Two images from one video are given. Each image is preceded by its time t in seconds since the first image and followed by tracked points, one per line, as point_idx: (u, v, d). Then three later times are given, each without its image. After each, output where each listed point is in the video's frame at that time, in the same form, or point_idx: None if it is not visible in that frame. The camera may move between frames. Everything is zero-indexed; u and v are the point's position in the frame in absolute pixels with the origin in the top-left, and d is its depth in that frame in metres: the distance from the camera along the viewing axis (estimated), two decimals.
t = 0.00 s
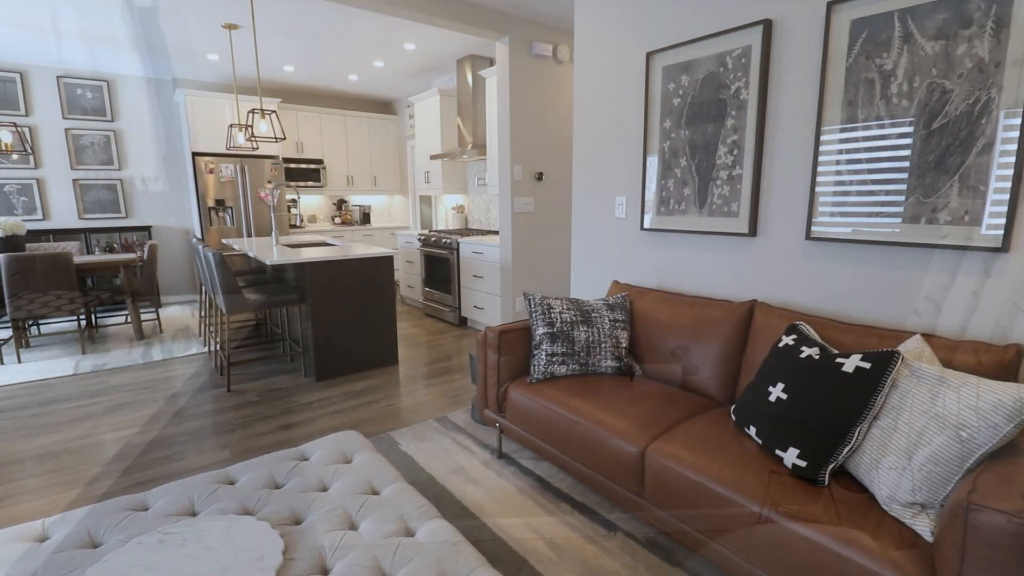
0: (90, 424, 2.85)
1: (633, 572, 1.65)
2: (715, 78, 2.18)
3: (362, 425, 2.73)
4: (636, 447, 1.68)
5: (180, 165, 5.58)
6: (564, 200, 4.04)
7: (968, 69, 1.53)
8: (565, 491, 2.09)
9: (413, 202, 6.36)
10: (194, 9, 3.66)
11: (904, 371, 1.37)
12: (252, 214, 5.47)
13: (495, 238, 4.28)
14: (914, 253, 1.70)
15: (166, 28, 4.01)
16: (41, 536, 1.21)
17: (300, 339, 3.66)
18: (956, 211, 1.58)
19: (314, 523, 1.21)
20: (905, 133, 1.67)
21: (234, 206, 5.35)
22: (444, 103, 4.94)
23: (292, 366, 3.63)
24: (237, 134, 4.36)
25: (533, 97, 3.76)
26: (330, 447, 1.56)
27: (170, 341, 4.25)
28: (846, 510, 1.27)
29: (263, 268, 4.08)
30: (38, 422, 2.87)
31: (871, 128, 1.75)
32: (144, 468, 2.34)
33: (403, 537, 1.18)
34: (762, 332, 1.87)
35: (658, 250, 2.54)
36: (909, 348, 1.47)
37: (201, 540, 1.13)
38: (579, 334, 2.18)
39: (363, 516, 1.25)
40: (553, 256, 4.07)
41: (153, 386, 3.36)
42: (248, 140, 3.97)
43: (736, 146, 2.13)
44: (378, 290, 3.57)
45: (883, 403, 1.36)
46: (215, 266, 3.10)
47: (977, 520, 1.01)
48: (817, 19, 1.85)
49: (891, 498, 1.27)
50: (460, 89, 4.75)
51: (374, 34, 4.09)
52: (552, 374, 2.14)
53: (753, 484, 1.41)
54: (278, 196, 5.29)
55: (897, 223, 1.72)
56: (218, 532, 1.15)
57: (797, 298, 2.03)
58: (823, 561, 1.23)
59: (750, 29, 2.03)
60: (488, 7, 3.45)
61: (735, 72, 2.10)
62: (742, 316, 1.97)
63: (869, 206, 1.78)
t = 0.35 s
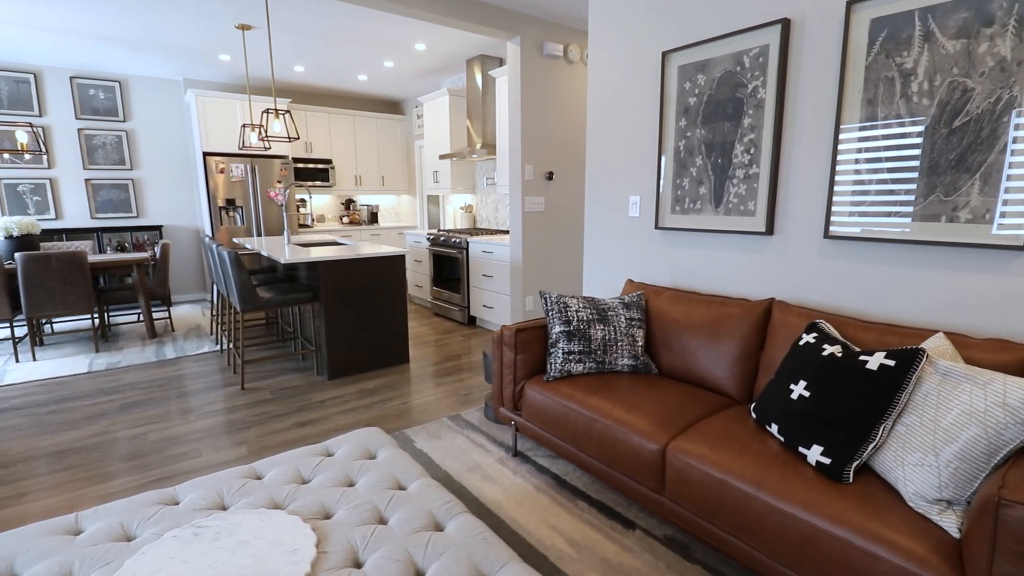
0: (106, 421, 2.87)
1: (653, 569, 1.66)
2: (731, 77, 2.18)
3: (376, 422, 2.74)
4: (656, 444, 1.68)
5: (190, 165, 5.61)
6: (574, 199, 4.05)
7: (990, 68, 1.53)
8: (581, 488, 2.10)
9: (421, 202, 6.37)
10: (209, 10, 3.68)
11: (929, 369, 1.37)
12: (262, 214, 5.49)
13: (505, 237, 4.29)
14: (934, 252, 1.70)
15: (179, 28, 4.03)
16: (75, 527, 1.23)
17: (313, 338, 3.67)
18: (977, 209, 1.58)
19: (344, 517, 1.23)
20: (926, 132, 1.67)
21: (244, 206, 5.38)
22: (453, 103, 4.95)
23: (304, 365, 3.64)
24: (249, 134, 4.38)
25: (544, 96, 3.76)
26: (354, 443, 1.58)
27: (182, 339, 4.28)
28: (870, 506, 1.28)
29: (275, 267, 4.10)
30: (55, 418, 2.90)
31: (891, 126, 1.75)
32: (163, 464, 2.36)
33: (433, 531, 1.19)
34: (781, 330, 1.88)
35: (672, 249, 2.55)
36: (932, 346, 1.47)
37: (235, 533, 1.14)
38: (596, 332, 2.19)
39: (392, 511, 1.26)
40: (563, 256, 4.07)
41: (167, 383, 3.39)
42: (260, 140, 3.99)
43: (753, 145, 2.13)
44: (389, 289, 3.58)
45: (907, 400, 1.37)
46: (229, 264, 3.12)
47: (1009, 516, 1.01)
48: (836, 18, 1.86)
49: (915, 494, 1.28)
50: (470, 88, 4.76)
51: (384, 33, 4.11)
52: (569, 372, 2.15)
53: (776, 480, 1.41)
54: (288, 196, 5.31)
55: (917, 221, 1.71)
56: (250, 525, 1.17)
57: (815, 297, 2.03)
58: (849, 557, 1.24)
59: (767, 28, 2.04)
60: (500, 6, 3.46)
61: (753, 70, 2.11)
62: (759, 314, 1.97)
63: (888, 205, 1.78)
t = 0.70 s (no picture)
0: (123, 418, 2.90)
1: (673, 566, 1.67)
2: (749, 76, 2.18)
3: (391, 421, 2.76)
4: (677, 442, 1.69)
5: (201, 165, 5.65)
6: (585, 199, 4.05)
7: (1013, 66, 1.53)
8: (598, 487, 2.11)
9: (430, 202, 6.38)
10: (223, 10, 3.71)
11: (954, 368, 1.37)
12: (273, 214, 5.52)
13: (515, 237, 4.30)
14: (955, 251, 1.70)
15: (192, 29, 4.06)
16: (107, 520, 1.24)
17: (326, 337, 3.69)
18: (999, 208, 1.58)
19: (373, 512, 1.24)
20: (948, 130, 1.67)
21: (255, 205, 5.41)
22: (463, 103, 4.96)
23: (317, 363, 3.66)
24: (261, 134, 4.41)
25: (556, 95, 3.77)
26: (377, 440, 1.59)
27: (195, 338, 4.31)
28: (895, 504, 1.28)
29: (288, 267, 4.12)
30: (72, 415, 2.93)
31: (912, 125, 1.74)
32: (182, 460, 2.38)
33: (461, 526, 1.20)
34: (801, 329, 1.88)
35: (688, 249, 2.55)
36: (957, 345, 1.47)
37: (266, 527, 1.15)
38: (613, 331, 2.19)
39: (419, 506, 1.27)
40: (575, 255, 4.07)
41: (183, 381, 3.41)
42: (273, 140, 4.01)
43: (771, 144, 2.13)
44: (402, 288, 3.60)
45: (932, 398, 1.37)
46: (245, 263, 3.14)
47: None
48: (856, 17, 1.86)
49: (942, 492, 1.27)
50: (480, 88, 4.78)
51: (396, 34, 4.12)
52: (586, 371, 2.16)
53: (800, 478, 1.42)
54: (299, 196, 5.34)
55: (939, 220, 1.71)
56: (280, 519, 1.18)
57: (833, 296, 2.03)
58: (875, 555, 1.24)
59: (786, 27, 2.04)
60: (512, 6, 3.47)
61: (771, 69, 2.11)
62: (778, 314, 1.97)
63: (909, 204, 1.77)
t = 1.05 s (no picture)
0: (142, 415, 2.94)
1: (694, 565, 1.68)
2: (768, 76, 2.19)
3: (407, 419, 2.78)
4: (698, 442, 1.69)
5: (214, 165, 5.70)
6: (597, 199, 4.05)
7: None
8: (617, 485, 2.11)
9: (440, 202, 6.41)
10: (239, 12, 3.74)
11: (980, 368, 1.37)
12: (285, 214, 5.56)
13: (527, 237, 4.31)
14: (979, 251, 1.69)
15: (208, 30, 4.09)
16: (142, 514, 1.26)
17: (340, 336, 3.72)
18: None
19: (403, 507, 1.26)
20: (972, 130, 1.66)
21: (268, 206, 5.45)
22: (475, 103, 4.98)
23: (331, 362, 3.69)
24: (276, 135, 4.45)
25: (569, 95, 3.78)
26: (401, 437, 1.61)
27: (209, 336, 4.35)
28: (922, 503, 1.28)
29: (302, 266, 4.15)
30: (93, 412, 2.97)
31: (934, 125, 1.74)
32: (202, 457, 2.41)
33: (491, 521, 1.22)
34: (822, 329, 1.88)
35: (704, 249, 2.55)
36: (982, 345, 1.47)
37: (300, 521, 1.17)
38: (631, 330, 2.20)
39: (448, 502, 1.29)
40: (587, 255, 4.08)
41: (199, 379, 3.45)
42: (289, 141, 4.05)
43: (790, 144, 2.14)
44: (416, 287, 3.61)
45: (959, 398, 1.37)
46: (262, 262, 3.17)
47: None
48: (877, 16, 1.86)
49: (969, 491, 1.28)
50: (492, 89, 4.79)
51: (409, 35, 4.15)
52: (604, 370, 2.16)
53: (825, 478, 1.42)
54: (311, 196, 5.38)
55: (961, 220, 1.71)
56: (314, 514, 1.20)
57: (853, 296, 2.03)
58: (903, 554, 1.24)
59: (806, 27, 2.04)
60: (527, 7, 3.49)
61: (791, 69, 2.11)
62: (798, 314, 1.97)
63: (931, 204, 1.77)
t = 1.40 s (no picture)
0: (164, 412, 2.98)
1: (717, 564, 1.68)
2: (789, 77, 2.19)
3: (424, 418, 2.80)
4: (721, 442, 1.70)
5: (229, 166, 5.76)
6: (611, 199, 4.05)
7: None
8: (636, 485, 2.12)
9: (452, 202, 6.43)
10: (257, 13, 3.78)
11: (1009, 369, 1.37)
12: (300, 214, 5.60)
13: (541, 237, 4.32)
14: (1005, 252, 1.68)
15: (226, 32, 4.14)
16: (177, 508, 1.29)
17: (356, 335, 3.75)
18: None
19: (432, 503, 1.28)
20: (999, 130, 1.65)
21: (283, 206, 5.50)
22: (488, 104, 5.00)
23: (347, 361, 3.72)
24: (292, 136, 4.49)
25: (584, 96, 3.78)
26: (427, 435, 1.62)
27: (226, 335, 4.40)
28: (951, 504, 1.28)
29: (317, 265, 4.19)
30: (115, 409, 3.02)
31: (960, 125, 1.73)
32: (224, 453, 2.45)
33: (520, 518, 1.23)
34: (844, 329, 1.88)
35: (723, 249, 2.55)
36: (1010, 346, 1.46)
37: (334, 515, 1.19)
38: (650, 330, 2.21)
39: (477, 499, 1.30)
40: (600, 255, 4.08)
41: (218, 377, 3.49)
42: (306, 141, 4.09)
43: (811, 144, 2.14)
44: (432, 287, 3.63)
45: (988, 400, 1.37)
46: (281, 262, 3.21)
47: None
48: (901, 16, 1.86)
49: (998, 492, 1.27)
50: (505, 89, 4.80)
51: (424, 36, 4.17)
52: (624, 370, 2.17)
53: (851, 478, 1.42)
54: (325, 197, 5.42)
55: (988, 220, 1.70)
56: (347, 509, 1.22)
57: (875, 297, 2.02)
58: (932, 555, 1.24)
59: (828, 27, 2.04)
60: (542, 8, 3.50)
61: (813, 70, 2.11)
62: (819, 314, 1.97)
63: (956, 204, 1.76)
